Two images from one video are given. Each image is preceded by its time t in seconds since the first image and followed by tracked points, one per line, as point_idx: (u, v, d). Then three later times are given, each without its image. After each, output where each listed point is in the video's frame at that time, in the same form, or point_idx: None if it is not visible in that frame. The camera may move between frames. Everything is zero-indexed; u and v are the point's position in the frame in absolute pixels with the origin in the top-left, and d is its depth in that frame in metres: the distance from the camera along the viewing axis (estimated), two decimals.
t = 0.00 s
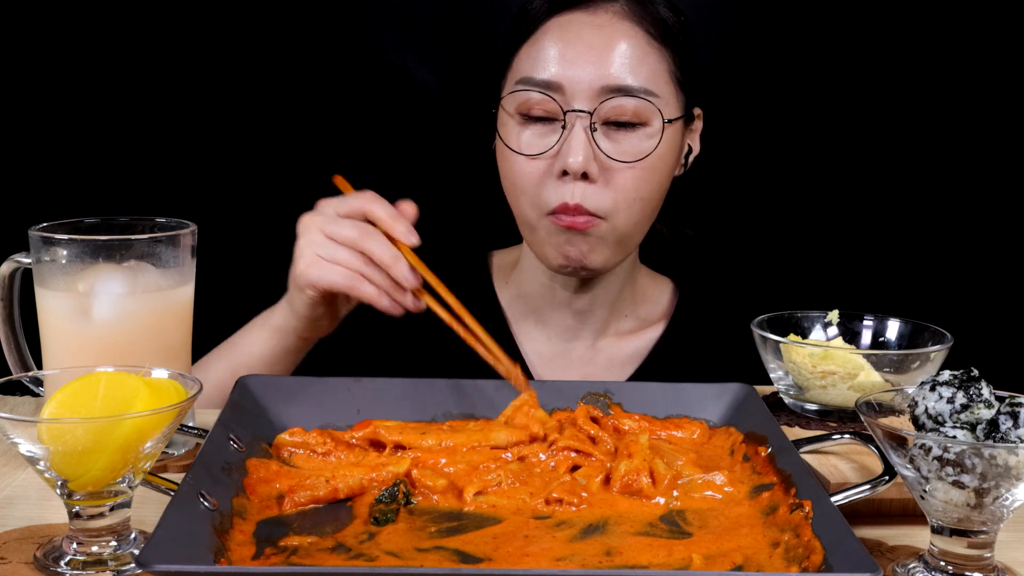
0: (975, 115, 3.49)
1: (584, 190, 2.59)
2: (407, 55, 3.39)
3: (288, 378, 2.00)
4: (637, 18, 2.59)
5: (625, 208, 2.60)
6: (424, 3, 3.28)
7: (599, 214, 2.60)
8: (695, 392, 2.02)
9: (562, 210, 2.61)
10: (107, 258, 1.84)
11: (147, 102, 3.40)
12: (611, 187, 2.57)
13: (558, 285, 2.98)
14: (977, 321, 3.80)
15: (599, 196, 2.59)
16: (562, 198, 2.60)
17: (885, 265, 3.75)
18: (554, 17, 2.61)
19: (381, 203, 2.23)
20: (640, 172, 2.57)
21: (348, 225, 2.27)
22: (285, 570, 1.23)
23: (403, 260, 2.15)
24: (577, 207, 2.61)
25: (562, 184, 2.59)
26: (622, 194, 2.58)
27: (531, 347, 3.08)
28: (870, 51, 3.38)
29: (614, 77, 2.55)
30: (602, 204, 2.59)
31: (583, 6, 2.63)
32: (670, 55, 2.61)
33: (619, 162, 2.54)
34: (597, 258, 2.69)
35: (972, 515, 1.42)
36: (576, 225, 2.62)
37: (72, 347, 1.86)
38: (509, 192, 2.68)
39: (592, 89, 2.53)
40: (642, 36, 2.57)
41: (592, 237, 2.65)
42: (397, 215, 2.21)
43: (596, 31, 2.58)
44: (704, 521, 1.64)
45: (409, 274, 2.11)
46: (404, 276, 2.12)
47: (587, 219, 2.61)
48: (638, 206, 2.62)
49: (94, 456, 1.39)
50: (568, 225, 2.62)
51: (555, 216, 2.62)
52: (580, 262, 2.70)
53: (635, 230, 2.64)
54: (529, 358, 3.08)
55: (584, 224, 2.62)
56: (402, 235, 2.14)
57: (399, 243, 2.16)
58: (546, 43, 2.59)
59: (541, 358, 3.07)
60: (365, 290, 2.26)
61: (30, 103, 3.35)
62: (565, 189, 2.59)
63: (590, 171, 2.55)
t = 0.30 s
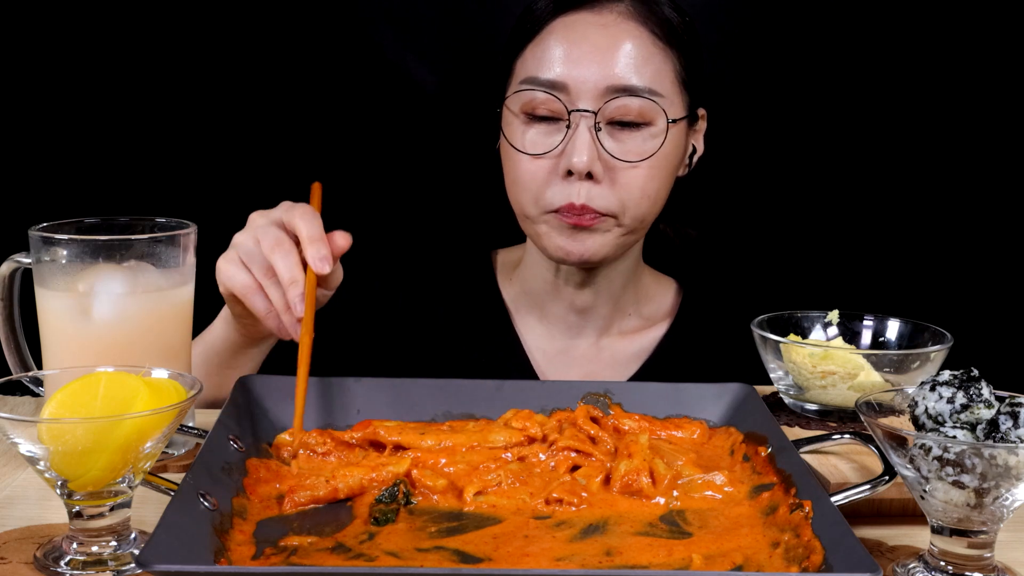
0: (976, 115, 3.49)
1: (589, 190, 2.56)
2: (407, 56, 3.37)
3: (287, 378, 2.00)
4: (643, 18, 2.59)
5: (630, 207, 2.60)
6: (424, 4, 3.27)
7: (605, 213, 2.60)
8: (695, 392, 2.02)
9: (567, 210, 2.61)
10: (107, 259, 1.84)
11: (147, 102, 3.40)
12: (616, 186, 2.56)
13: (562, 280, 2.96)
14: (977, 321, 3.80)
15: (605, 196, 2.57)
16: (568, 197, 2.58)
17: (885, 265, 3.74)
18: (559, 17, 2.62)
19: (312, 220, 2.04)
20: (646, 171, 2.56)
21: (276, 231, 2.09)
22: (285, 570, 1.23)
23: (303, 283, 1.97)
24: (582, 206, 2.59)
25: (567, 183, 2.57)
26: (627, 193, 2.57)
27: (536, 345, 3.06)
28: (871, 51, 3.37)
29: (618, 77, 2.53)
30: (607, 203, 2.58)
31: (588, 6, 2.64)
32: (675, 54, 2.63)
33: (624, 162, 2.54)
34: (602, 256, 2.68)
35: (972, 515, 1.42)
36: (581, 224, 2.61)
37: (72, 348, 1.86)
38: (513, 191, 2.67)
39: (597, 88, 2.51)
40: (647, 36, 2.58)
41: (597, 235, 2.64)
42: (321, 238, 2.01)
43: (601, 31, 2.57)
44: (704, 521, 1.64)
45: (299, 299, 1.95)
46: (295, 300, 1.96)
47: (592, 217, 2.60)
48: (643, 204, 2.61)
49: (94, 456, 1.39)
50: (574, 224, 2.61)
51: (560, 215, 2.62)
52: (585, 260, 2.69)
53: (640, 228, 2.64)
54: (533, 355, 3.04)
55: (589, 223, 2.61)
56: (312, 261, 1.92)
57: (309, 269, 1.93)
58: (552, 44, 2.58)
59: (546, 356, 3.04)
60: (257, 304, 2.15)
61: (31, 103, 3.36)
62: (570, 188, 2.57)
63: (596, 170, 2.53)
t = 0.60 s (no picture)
0: (975, 115, 3.49)
1: (591, 192, 2.56)
2: (407, 56, 3.35)
3: (287, 378, 2.00)
4: (645, 19, 2.61)
5: (631, 209, 2.60)
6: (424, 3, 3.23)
7: (605, 215, 2.60)
8: (695, 392, 2.02)
9: (568, 212, 2.60)
10: (107, 259, 1.84)
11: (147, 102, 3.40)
12: (618, 189, 2.56)
13: (563, 279, 2.96)
14: (976, 321, 3.80)
15: (606, 198, 2.57)
16: (569, 199, 2.58)
17: (884, 265, 3.75)
18: (560, 18, 2.62)
19: (304, 232, 2.01)
20: (648, 174, 2.57)
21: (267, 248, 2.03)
22: (285, 570, 1.23)
23: (313, 294, 1.93)
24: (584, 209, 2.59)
25: (569, 186, 2.57)
26: (629, 196, 2.57)
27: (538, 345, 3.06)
28: (871, 51, 3.37)
29: (620, 79, 2.53)
30: (608, 206, 2.58)
31: (590, 8, 2.63)
32: (677, 56, 2.63)
33: (626, 165, 2.54)
34: (603, 258, 2.68)
35: (972, 515, 1.42)
36: (582, 226, 2.61)
37: (72, 348, 1.86)
38: (515, 193, 2.67)
39: (600, 91, 2.51)
40: (650, 38, 2.58)
41: (598, 237, 2.65)
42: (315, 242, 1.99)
43: (603, 33, 2.57)
44: (704, 521, 1.64)
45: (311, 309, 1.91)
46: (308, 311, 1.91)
47: (594, 220, 2.60)
48: (645, 207, 2.61)
49: (94, 456, 1.39)
50: (574, 225, 2.61)
51: (561, 217, 2.62)
52: (586, 262, 2.69)
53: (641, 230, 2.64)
54: (535, 355, 3.04)
55: (591, 225, 2.61)
56: (316, 269, 1.92)
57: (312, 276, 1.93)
58: (553, 45, 2.58)
59: (548, 356, 3.04)
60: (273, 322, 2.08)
61: (31, 103, 3.36)
62: (572, 191, 2.57)
63: (598, 173, 2.53)
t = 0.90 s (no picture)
0: (975, 115, 3.49)
1: (593, 192, 2.56)
2: (407, 56, 3.37)
3: (286, 378, 2.00)
4: (647, 20, 2.61)
5: (633, 210, 2.60)
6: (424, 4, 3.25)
7: (607, 215, 2.60)
8: (695, 392, 2.02)
9: (570, 212, 2.60)
10: (107, 259, 1.84)
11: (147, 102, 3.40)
12: (620, 189, 2.56)
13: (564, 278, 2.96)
14: (977, 321, 3.80)
15: (608, 198, 2.57)
16: (571, 199, 2.58)
17: (885, 264, 3.75)
18: (562, 18, 2.62)
19: (298, 220, 1.96)
20: (649, 175, 2.57)
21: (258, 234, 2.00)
22: (285, 570, 1.23)
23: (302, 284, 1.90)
24: (586, 209, 2.59)
25: (571, 186, 2.57)
26: (630, 196, 2.57)
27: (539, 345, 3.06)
28: (871, 51, 3.37)
29: (622, 79, 2.53)
30: (610, 206, 2.58)
31: (592, 8, 2.64)
32: (678, 56, 2.63)
33: (628, 165, 2.54)
34: (604, 258, 2.68)
35: (972, 515, 1.42)
36: (584, 226, 2.61)
37: (72, 348, 1.86)
38: (516, 193, 2.67)
39: (602, 91, 2.51)
40: (652, 38, 2.58)
41: (600, 237, 2.64)
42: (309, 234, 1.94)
43: (606, 33, 2.57)
44: (704, 521, 1.64)
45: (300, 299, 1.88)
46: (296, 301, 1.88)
47: (595, 220, 2.60)
48: (646, 207, 2.62)
49: (94, 456, 1.39)
50: (576, 225, 2.61)
51: (563, 217, 2.62)
52: (588, 262, 2.69)
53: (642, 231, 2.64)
54: (537, 355, 3.04)
55: (593, 225, 2.61)
56: (307, 260, 1.86)
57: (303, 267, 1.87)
58: (555, 46, 2.58)
59: (550, 356, 3.04)
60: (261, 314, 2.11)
61: (31, 103, 3.36)
62: (573, 191, 2.57)
63: (600, 173, 2.53)
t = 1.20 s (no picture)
0: (975, 115, 3.49)
1: (594, 191, 2.56)
2: (407, 56, 3.37)
3: (287, 378, 2.00)
4: (649, 19, 2.61)
5: (634, 209, 2.60)
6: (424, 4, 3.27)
7: (609, 214, 2.60)
8: (695, 392, 2.02)
9: (572, 211, 2.60)
10: (107, 259, 1.84)
11: (147, 102, 3.41)
12: (622, 188, 2.56)
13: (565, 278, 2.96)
14: (976, 321, 3.81)
15: (610, 197, 2.57)
16: (573, 198, 2.58)
17: (884, 264, 3.75)
18: (565, 18, 2.62)
19: (314, 193, 1.90)
20: (651, 174, 2.57)
21: (277, 209, 1.98)
22: (285, 570, 1.23)
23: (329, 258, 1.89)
24: (587, 208, 2.59)
25: (573, 184, 2.57)
26: (632, 195, 2.57)
27: (542, 344, 3.06)
28: (871, 51, 3.37)
29: (625, 78, 2.53)
30: (612, 205, 2.58)
31: (594, 8, 2.64)
32: (681, 56, 2.63)
33: (630, 164, 2.54)
34: (605, 258, 2.68)
35: (972, 515, 1.42)
36: (585, 225, 2.61)
37: (71, 348, 1.86)
38: (518, 192, 2.67)
39: (604, 90, 2.51)
40: (654, 37, 2.58)
41: (601, 237, 2.64)
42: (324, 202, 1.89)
43: (608, 32, 2.58)
44: (704, 521, 1.64)
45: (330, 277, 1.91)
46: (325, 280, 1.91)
47: (596, 219, 2.60)
48: (647, 207, 2.62)
49: (94, 455, 1.39)
50: (577, 224, 2.61)
51: (565, 216, 2.62)
52: (589, 263, 2.68)
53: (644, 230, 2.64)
54: (540, 355, 3.04)
55: (594, 225, 2.61)
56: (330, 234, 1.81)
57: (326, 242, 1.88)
58: (557, 45, 2.58)
59: (553, 355, 3.04)
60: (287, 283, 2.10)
61: (32, 103, 3.36)
62: (575, 190, 2.57)
63: (602, 172, 2.53)
